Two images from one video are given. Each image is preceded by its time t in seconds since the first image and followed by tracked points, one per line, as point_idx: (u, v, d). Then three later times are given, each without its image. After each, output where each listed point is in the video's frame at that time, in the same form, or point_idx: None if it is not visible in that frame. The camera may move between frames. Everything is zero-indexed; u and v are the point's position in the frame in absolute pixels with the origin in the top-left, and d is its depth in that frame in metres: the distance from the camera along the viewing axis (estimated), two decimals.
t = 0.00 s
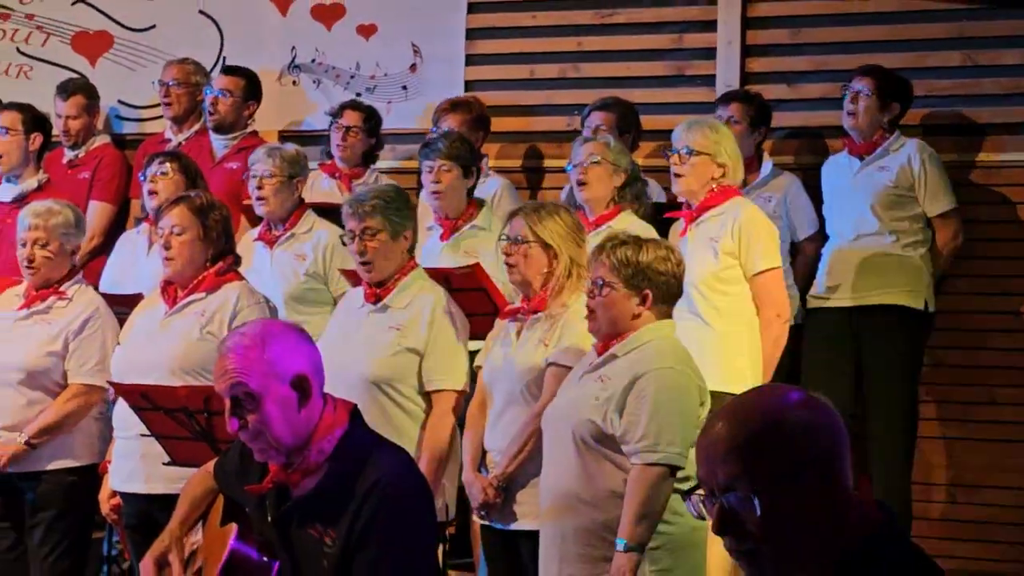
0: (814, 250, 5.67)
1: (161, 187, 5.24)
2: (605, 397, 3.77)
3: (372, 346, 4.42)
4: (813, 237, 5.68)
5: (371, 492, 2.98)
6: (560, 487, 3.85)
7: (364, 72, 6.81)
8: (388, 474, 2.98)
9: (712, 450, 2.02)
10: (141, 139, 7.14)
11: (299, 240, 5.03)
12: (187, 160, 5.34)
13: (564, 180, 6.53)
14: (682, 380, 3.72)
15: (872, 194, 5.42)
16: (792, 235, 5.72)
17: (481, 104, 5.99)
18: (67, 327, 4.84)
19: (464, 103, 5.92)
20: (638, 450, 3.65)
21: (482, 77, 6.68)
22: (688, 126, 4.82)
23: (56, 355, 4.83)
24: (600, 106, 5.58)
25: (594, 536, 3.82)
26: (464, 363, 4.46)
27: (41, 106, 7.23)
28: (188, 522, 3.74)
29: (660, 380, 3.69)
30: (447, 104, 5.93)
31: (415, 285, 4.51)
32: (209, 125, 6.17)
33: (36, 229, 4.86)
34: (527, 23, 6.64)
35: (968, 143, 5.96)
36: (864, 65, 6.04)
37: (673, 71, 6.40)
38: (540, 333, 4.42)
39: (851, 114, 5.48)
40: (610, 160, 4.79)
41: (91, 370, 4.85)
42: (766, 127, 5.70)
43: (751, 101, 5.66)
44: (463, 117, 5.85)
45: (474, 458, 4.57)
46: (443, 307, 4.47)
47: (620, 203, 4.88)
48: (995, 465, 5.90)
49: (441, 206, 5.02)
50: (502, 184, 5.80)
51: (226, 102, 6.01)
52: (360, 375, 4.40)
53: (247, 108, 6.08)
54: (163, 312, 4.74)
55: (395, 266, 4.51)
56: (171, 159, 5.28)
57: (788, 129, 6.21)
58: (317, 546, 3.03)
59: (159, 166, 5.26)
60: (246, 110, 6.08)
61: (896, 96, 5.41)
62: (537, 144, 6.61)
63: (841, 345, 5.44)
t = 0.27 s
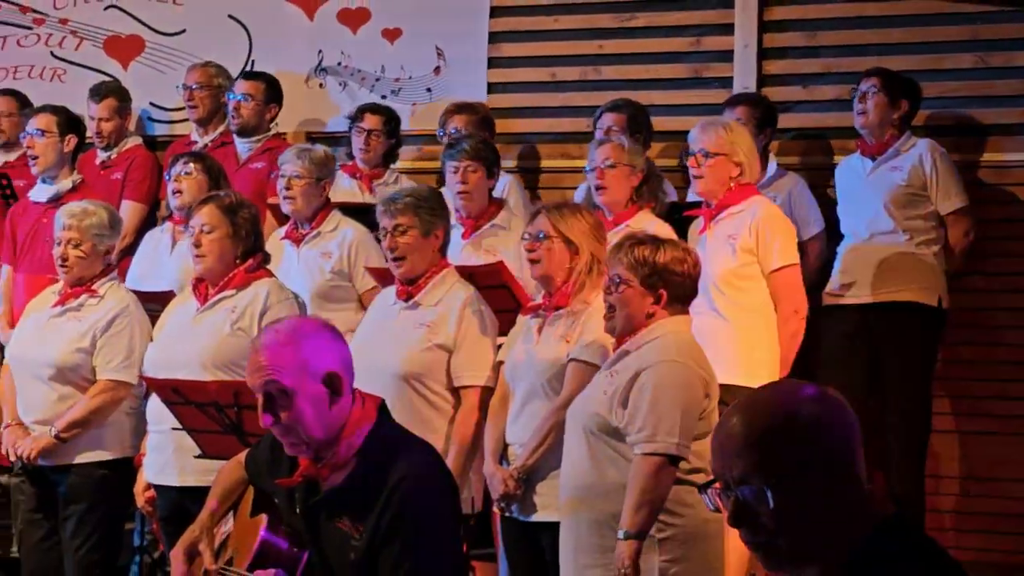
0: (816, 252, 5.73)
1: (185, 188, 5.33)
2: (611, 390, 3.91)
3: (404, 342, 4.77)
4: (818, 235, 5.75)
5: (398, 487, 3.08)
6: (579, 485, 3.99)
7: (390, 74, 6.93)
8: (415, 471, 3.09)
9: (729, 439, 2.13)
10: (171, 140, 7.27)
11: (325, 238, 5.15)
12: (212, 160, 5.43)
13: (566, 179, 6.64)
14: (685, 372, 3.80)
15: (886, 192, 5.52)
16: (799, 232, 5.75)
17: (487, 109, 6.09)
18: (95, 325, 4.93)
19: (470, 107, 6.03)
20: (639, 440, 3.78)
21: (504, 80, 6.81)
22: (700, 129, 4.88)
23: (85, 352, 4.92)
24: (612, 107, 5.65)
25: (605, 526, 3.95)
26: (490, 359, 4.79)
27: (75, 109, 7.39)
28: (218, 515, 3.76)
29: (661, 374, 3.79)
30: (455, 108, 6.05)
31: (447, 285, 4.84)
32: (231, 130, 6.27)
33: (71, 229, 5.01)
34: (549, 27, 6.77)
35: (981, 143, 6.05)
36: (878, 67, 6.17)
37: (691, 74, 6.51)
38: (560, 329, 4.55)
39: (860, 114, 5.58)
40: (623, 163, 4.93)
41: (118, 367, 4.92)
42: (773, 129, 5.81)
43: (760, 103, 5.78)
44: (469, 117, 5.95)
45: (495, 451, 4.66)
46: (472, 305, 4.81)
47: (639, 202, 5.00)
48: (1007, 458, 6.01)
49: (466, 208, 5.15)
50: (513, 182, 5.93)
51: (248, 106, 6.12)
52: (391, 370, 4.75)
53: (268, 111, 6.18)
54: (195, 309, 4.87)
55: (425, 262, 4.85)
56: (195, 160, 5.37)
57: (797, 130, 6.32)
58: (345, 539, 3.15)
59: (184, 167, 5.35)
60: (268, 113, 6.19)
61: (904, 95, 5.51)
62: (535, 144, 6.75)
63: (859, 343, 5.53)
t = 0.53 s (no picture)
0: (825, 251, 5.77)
1: (205, 187, 5.38)
2: (626, 388, 3.94)
3: (429, 340, 4.83)
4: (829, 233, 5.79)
5: (424, 484, 3.13)
6: (603, 483, 4.01)
7: (414, 74, 6.99)
8: (441, 469, 3.14)
9: (748, 433, 2.18)
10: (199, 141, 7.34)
11: (350, 237, 5.20)
12: (231, 159, 5.47)
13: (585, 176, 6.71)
14: (697, 369, 3.82)
15: (908, 190, 5.54)
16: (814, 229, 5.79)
17: (505, 109, 6.13)
18: (120, 322, 4.96)
19: (488, 107, 6.07)
20: (650, 438, 3.80)
21: (527, 80, 6.86)
22: (718, 129, 4.95)
23: (110, 349, 4.97)
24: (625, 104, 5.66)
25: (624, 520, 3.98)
26: (515, 357, 4.85)
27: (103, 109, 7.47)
28: (245, 512, 3.81)
29: (674, 370, 3.82)
30: (473, 108, 6.09)
31: (471, 283, 4.88)
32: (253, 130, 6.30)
33: (100, 228, 5.05)
34: (572, 27, 6.81)
35: (1004, 141, 6.06)
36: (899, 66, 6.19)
37: (713, 73, 6.55)
38: (585, 327, 4.60)
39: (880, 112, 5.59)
40: (643, 163, 4.95)
41: (143, 364, 4.96)
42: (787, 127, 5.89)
43: (776, 102, 5.85)
44: (486, 117, 5.98)
45: (519, 448, 4.74)
46: (498, 303, 4.86)
47: (657, 201, 5.01)
48: None
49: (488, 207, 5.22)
50: (530, 183, 6.00)
51: (268, 100, 6.17)
52: (417, 368, 4.81)
53: (287, 106, 6.24)
54: (223, 307, 4.92)
55: (451, 261, 4.90)
56: (214, 159, 5.40)
57: (816, 129, 6.36)
58: (373, 537, 3.20)
59: (203, 166, 5.39)
60: (287, 109, 6.23)
61: (923, 91, 5.51)
62: (552, 144, 6.82)
63: (881, 343, 5.54)
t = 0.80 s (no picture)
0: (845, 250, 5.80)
1: (226, 187, 5.42)
2: (655, 386, 3.93)
3: (455, 339, 4.86)
4: (850, 233, 5.79)
5: (450, 483, 3.16)
6: (625, 478, 4.01)
7: (441, 74, 7.02)
8: (467, 467, 3.16)
9: (773, 424, 2.38)
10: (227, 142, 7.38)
11: (377, 237, 5.23)
12: (252, 160, 5.48)
13: (604, 176, 6.72)
14: (727, 372, 3.83)
15: (934, 190, 5.55)
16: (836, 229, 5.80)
17: (528, 108, 6.15)
18: (145, 320, 4.99)
19: (512, 107, 6.08)
20: (677, 438, 3.80)
21: (552, 80, 6.89)
22: (739, 129, 4.95)
23: (136, 347, 4.99)
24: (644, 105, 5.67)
25: (647, 518, 3.97)
26: (542, 357, 4.89)
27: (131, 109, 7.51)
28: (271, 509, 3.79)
29: (704, 372, 3.83)
30: (498, 108, 6.09)
31: (497, 283, 4.91)
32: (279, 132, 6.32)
33: (127, 228, 5.07)
34: (597, 27, 6.83)
35: None
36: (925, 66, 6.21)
37: (738, 74, 6.56)
38: (611, 326, 4.62)
39: (907, 109, 5.60)
40: (665, 163, 4.97)
41: (170, 363, 4.99)
42: (810, 128, 5.91)
43: (801, 102, 5.86)
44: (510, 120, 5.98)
45: (545, 446, 4.75)
46: (525, 303, 4.90)
47: (680, 201, 5.06)
48: None
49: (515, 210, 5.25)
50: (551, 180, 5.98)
51: (292, 100, 6.19)
52: (444, 367, 4.85)
53: (311, 106, 6.27)
54: (250, 306, 4.95)
55: (478, 259, 4.93)
56: (235, 159, 5.42)
57: (839, 129, 6.39)
58: (397, 535, 3.24)
59: (223, 166, 5.42)
60: (311, 108, 6.26)
61: (950, 89, 5.51)
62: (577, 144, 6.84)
63: (908, 343, 5.55)
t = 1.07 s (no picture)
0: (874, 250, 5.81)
1: (250, 188, 5.44)
2: (689, 389, 3.92)
3: (482, 339, 4.87)
4: (876, 235, 5.81)
5: (474, 482, 3.16)
6: (650, 477, 4.00)
7: (465, 75, 7.02)
8: (492, 467, 3.16)
9: (799, 421, 2.38)
10: (253, 142, 7.42)
11: (404, 238, 5.25)
12: (276, 161, 5.50)
13: (636, 176, 6.71)
14: (762, 375, 3.86)
15: (961, 190, 5.53)
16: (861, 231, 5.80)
17: (556, 109, 6.17)
18: (175, 320, 5.01)
19: (541, 108, 6.12)
20: (716, 441, 3.82)
21: (576, 81, 6.90)
22: (760, 129, 4.96)
23: (165, 347, 5.01)
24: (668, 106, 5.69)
25: (678, 519, 3.97)
26: (567, 358, 4.91)
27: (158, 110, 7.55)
28: (296, 508, 3.79)
29: (740, 375, 3.84)
30: (527, 110, 6.11)
31: (522, 283, 4.93)
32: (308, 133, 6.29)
33: (153, 230, 5.07)
34: (621, 28, 6.84)
35: None
36: (949, 65, 6.20)
37: (762, 73, 6.56)
38: (637, 326, 4.63)
39: (934, 109, 5.57)
40: (686, 163, 4.95)
41: (199, 363, 5.02)
42: (837, 129, 5.92)
43: (829, 104, 5.87)
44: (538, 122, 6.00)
45: (571, 446, 4.75)
46: (550, 303, 4.92)
47: (701, 200, 5.03)
48: None
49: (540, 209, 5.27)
50: (582, 185, 6.00)
51: (322, 104, 6.14)
52: (470, 367, 4.86)
53: (342, 108, 6.21)
54: (276, 307, 4.97)
55: (504, 260, 4.93)
56: (258, 160, 5.45)
57: (866, 129, 6.38)
58: (421, 534, 3.24)
59: (247, 168, 5.44)
60: (342, 110, 6.21)
61: (978, 88, 5.49)
62: (609, 144, 6.84)
63: (933, 342, 5.55)
